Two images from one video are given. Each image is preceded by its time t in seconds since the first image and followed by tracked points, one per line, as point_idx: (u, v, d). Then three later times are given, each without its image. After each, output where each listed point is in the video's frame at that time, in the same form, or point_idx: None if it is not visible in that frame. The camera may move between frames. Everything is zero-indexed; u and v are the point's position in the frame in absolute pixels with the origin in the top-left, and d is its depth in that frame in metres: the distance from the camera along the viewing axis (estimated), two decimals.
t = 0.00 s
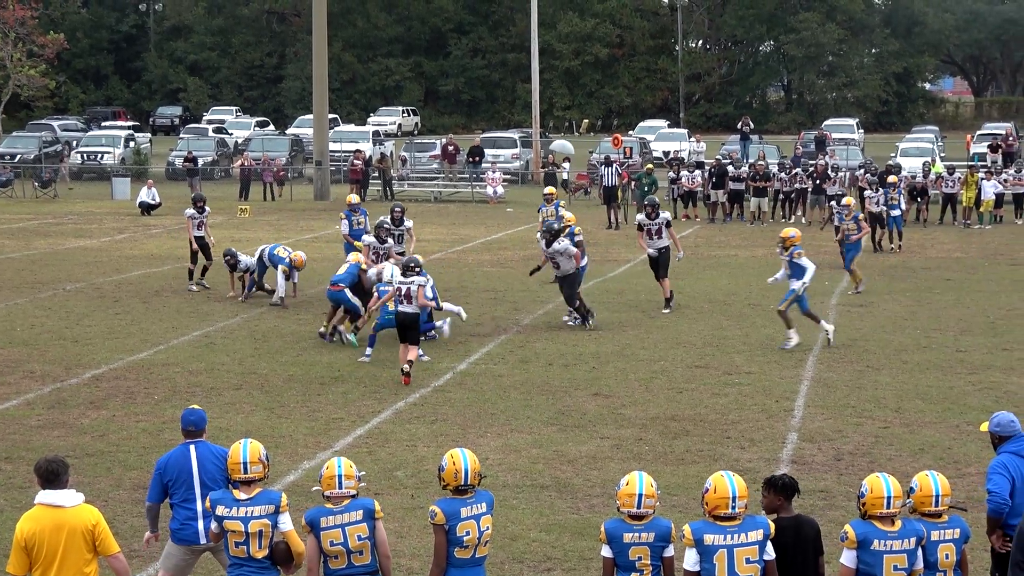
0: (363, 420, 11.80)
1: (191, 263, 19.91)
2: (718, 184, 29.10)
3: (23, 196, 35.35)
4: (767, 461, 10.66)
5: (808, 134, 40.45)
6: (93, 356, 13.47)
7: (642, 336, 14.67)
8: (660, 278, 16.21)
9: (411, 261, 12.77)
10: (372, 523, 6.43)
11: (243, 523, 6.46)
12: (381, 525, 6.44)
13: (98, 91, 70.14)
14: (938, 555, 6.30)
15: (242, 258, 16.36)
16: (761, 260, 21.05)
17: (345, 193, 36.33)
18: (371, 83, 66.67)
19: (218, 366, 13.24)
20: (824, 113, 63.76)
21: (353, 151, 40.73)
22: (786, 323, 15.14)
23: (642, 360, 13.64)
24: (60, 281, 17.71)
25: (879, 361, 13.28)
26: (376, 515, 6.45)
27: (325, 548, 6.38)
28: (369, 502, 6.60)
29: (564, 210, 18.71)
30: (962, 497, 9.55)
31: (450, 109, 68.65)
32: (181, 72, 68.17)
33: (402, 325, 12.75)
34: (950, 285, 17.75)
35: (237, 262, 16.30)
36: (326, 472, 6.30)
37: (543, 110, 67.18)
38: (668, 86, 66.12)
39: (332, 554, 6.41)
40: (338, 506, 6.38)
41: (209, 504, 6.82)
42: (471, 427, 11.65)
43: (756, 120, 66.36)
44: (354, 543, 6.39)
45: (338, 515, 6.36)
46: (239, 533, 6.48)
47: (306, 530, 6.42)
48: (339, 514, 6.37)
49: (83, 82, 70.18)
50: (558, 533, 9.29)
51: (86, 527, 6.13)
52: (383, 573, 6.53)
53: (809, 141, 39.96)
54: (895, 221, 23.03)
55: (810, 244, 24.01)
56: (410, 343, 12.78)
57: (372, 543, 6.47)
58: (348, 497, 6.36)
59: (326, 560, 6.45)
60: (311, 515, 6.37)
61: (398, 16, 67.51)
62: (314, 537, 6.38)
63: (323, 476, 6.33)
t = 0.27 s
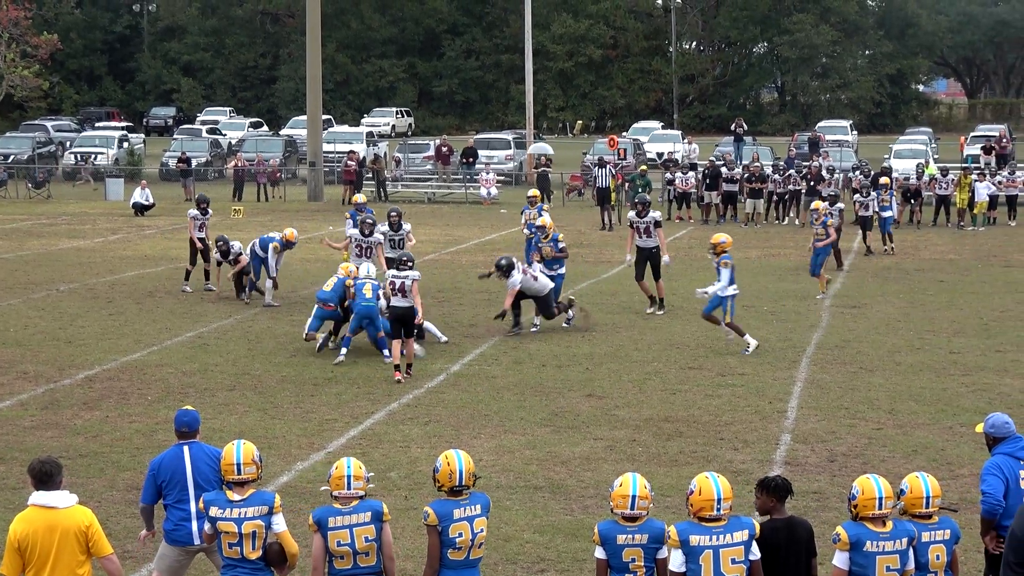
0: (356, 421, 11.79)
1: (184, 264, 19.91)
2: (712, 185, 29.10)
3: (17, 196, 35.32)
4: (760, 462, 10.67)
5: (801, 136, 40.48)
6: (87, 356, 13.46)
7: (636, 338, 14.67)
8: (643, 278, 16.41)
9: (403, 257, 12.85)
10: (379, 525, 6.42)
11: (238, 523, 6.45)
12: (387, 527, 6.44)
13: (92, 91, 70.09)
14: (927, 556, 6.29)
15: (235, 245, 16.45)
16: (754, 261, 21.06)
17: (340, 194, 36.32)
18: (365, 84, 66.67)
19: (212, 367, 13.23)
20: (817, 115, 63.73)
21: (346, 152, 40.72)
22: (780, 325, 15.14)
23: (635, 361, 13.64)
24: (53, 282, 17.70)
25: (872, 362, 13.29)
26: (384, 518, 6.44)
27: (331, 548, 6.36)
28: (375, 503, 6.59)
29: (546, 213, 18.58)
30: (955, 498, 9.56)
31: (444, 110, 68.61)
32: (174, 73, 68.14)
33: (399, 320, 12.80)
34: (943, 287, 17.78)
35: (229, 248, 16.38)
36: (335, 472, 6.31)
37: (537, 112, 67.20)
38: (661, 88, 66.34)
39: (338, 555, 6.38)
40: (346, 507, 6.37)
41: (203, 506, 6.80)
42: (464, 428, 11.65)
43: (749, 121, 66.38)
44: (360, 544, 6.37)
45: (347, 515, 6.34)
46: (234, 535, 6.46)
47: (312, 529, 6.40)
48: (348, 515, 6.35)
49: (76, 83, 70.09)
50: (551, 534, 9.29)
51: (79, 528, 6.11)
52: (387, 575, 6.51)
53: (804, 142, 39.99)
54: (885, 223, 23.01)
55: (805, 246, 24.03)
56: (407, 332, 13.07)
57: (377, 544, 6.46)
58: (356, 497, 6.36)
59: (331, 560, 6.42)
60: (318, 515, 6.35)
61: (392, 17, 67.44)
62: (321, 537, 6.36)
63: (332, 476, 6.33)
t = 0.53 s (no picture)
0: (354, 422, 11.79)
1: (181, 266, 19.91)
2: (708, 186, 29.11)
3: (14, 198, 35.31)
4: (758, 463, 10.67)
5: (798, 136, 40.49)
6: (84, 358, 13.47)
7: (633, 339, 14.66)
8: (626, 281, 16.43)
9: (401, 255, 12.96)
10: (394, 528, 6.42)
11: (239, 523, 6.44)
12: (401, 530, 6.43)
13: (89, 93, 70.08)
14: (921, 557, 6.31)
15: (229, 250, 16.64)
16: (751, 262, 21.05)
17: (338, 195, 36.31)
18: (362, 85, 66.62)
19: (209, 368, 13.23)
20: (814, 115, 63.64)
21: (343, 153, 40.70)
22: (778, 326, 15.13)
23: (633, 362, 13.65)
24: (50, 284, 17.69)
25: (870, 363, 13.29)
26: (399, 520, 6.44)
27: (345, 547, 6.34)
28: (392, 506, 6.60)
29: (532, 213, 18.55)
30: (951, 498, 9.57)
31: (441, 111, 68.56)
32: (171, 75, 68.15)
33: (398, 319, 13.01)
34: (941, 287, 17.78)
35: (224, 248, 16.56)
36: (352, 472, 6.33)
37: (534, 113, 67.13)
38: (659, 89, 66.48)
39: (350, 554, 6.36)
40: (362, 506, 6.38)
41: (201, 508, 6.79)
42: (462, 429, 11.66)
43: (746, 122, 66.33)
44: (375, 545, 6.37)
45: (362, 515, 6.34)
46: (234, 535, 6.45)
47: (326, 527, 6.39)
48: (364, 514, 6.36)
49: (73, 84, 70.06)
50: (548, 536, 9.29)
51: (77, 530, 6.09)
52: None
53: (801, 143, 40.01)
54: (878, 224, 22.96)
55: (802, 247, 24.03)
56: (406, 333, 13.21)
57: (391, 547, 6.46)
58: (372, 498, 6.37)
59: (342, 559, 6.40)
60: (335, 512, 6.35)
61: (389, 18, 67.35)
62: (335, 535, 6.35)
63: (349, 476, 6.36)
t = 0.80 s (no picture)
0: (354, 424, 11.79)
1: (181, 268, 19.91)
2: (708, 187, 29.11)
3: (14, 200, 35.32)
4: (758, 464, 10.67)
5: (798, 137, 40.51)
6: (84, 360, 13.46)
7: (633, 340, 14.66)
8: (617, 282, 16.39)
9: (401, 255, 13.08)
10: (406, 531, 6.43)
11: (240, 525, 6.45)
12: (412, 533, 6.45)
13: (89, 95, 70.11)
14: (920, 557, 6.31)
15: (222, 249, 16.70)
16: (750, 263, 21.05)
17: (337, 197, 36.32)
18: (361, 87, 66.66)
19: (209, 370, 13.23)
20: (813, 116, 63.70)
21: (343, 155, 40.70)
22: (778, 327, 15.12)
23: (633, 362, 13.65)
24: (49, 286, 17.69)
25: (870, 364, 13.29)
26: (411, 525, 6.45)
27: (356, 548, 6.34)
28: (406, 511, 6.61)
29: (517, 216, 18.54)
30: (952, 499, 9.56)
31: (440, 113, 68.59)
32: (171, 77, 68.23)
33: (404, 314, 13.19)
34: (941, 288, 17.78)
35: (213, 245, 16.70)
36: (365, 474, 6.34)
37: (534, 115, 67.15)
38: (658, 90, 66.55)
39: (361, 555, 6.36)
40: (375, 508, 6.39)
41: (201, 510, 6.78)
42: (462, 431, 11.65)
43: (746, 123, 66.44)
44: (386, 547, 6.37)
45: (376, 516, 6.35)
46: (234, 537, 6.45)
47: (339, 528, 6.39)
48: (376, 516, 6.36)
49: (73, 86, 70.13)
50: (549, 537, 9.28)
51: (78, 532, 6.09)
52: None
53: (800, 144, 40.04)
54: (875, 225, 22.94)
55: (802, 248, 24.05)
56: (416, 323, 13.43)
57: (400, 550, 6.46)
58: (384, 500, 6.38)
59: (353, 560, 6.38)
60: (348, 513, 6.36)
61: (389, 20, 67.43)
62: (348, 535, 6.35)
63: (362, 478, 6.36)
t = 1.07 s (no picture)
0: (355, 425, 11.80)
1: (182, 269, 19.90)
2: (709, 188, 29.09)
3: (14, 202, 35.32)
4: (759, 465, 10.67)
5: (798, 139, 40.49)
6: (84, 362, 13.45)
7: (634, 342, 14.66)
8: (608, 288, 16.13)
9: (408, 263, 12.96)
10: (407, 533, 6.43)
11: (241, 527, 6.44)
12: (413, 535, 6.45)
13: (90, 97, 70.12)
14: (919, 558, 6.30)
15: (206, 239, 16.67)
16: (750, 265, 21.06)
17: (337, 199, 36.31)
18: (362, 88, 66.65)
19: (210, 371, 13.22)
20: (814, 117, 63.61)
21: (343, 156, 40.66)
22: (779, 328, 15.13)
23: (634, 364, 13.66)
24: (50, 287, 17.68)
25: (871, 365, 13.29)
26: (412, 526, 6.45)
27: (358, 551, 6.33)
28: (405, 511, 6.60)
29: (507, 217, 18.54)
30: (953, 500, 9.56)
31: (442, 115, 68.51)
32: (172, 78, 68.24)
33: (417, 318, 13.10)
34: (942, 289, 17.76)
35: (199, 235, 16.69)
36: (367, 477, 6.30)
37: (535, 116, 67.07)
38: (659, 91, 66.46)
39: (363, 558, 6.35)
40: (377, 511, 6.37)
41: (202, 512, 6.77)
42: (463, 432, 11.66)
43: (747, 125, 66.29)
44: (388, 550, 6.36)
45: (377, 519, 6.34)
46: (234, 539, 6.45)
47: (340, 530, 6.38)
48: (378, 519, 6.36)
49: (73, 88, 70.19)
50: (550, 538, 9.29)
51: (79, 534, 6.09)
52: None
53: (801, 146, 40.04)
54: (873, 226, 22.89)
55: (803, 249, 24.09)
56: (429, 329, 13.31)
57: (402, 552, 6.47)
58: (386, 502, 6.35)
59: (355, 562, 6.37)
60: (349, 516, 6.35)
61: (389, 21, 67.45)
62: (349, 538, 6.33)
63: (363, 480, 6.32)
